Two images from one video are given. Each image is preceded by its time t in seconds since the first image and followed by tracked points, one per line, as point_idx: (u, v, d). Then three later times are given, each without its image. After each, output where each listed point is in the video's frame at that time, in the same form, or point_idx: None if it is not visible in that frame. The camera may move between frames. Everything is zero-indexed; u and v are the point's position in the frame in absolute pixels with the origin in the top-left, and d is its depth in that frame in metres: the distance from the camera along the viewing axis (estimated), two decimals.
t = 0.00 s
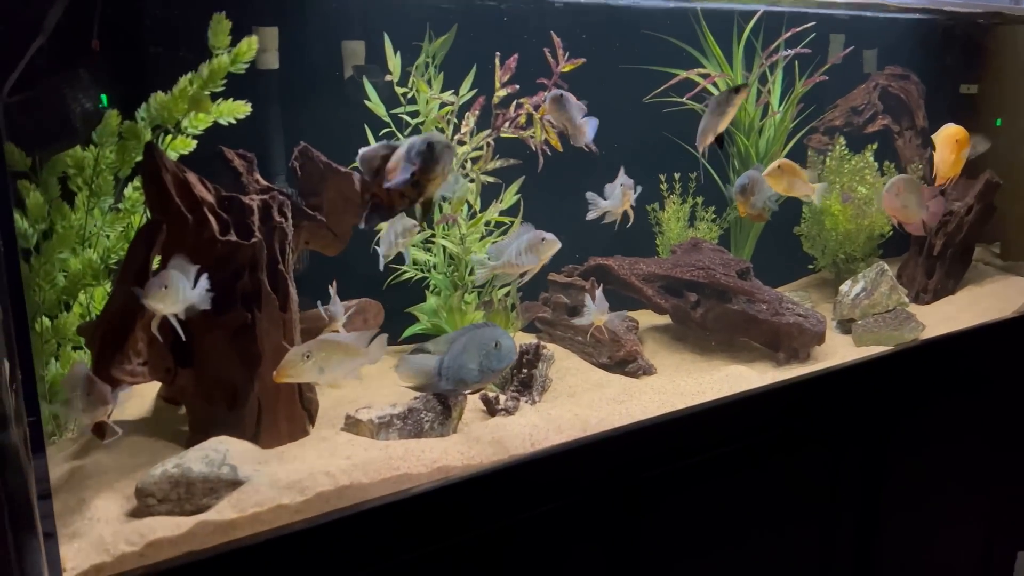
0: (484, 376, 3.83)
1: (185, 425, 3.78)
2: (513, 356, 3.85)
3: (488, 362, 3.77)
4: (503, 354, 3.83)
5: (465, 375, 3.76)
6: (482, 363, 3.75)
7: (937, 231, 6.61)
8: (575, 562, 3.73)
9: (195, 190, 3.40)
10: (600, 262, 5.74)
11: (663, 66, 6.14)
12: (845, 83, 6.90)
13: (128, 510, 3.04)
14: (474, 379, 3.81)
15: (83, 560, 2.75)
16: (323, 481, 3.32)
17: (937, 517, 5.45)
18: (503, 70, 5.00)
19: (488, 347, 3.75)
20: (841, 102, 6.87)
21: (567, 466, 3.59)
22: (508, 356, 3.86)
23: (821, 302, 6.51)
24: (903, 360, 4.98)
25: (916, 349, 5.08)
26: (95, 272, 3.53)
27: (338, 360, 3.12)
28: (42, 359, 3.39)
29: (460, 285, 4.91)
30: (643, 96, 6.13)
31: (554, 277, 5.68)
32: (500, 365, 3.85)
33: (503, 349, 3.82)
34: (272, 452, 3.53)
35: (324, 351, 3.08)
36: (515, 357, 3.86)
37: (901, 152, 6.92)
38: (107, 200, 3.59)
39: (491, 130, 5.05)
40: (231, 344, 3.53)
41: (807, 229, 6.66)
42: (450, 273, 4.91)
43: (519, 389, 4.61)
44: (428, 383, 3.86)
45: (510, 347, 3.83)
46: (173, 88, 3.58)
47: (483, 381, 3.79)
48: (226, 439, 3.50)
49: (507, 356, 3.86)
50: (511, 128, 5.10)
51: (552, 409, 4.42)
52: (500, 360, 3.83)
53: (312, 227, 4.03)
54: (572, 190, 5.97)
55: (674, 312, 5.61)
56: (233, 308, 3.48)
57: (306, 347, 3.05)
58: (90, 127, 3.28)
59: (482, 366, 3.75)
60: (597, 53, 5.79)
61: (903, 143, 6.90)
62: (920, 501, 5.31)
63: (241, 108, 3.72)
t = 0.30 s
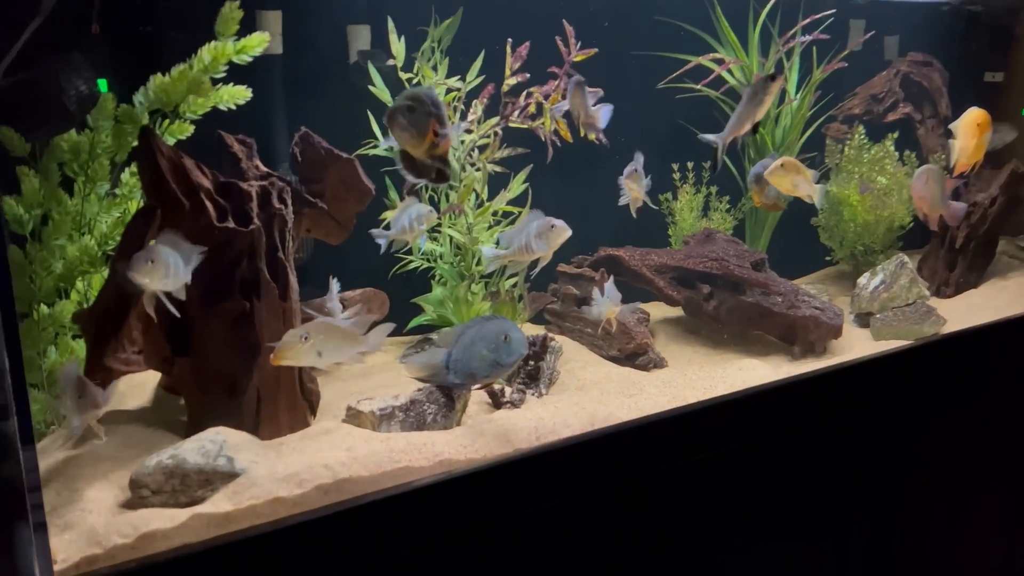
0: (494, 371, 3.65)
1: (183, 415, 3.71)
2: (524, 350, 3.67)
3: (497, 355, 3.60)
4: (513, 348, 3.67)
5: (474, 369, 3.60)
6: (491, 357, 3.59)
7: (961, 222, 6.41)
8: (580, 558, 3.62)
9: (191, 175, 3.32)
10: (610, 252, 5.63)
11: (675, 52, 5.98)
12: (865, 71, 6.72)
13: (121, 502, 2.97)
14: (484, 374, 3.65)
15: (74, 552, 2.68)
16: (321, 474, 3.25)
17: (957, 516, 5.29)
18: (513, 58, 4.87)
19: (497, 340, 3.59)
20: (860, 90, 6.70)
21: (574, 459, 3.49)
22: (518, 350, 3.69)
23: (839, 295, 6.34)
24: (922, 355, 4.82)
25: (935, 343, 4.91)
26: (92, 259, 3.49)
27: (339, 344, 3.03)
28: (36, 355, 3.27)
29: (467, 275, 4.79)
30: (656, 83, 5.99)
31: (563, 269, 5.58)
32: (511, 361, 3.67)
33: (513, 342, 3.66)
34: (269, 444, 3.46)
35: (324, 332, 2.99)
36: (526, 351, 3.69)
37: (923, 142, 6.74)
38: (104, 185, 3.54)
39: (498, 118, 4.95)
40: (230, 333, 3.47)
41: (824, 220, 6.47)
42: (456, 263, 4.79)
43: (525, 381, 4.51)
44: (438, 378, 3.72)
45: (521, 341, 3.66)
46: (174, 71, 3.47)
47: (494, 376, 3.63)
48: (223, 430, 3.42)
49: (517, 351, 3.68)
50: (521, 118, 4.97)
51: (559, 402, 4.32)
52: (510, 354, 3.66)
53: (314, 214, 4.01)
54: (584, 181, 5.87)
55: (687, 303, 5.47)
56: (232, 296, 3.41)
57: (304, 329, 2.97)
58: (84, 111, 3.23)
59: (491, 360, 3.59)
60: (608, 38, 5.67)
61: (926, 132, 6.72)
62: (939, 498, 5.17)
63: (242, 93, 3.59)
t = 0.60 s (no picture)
0: (510, 358, 3.35)
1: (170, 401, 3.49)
2: (542, 335, 3.36)
3: (513, 340, 3.30)
4: (530, 333, 3.35)
5: (489, 355, 3.31)
6: (507, 342, 3.29)
7: (1001, 207, 6.01)
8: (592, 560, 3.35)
9: (176, 143, 3.08)
10: (628, 234, 5.35)
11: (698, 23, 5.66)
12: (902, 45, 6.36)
13: (98, 493, 2.75)
14: (500, 361, 3.34)
15: (43, 547, 2.42)
16: (314, 465, 3.00)
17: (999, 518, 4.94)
18: (528, 27, 4.55)
19: (512, 324, 3.29)
20: (896, 65, 6.33)
21: (588, 452, 3.23)
22: (536, 335, 3.38)
23: (870, 283, 6.00)
24: (959, 344, 4.51)
25: (973, 332, 4.60)
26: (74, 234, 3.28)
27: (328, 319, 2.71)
28: (13, 337, 3.12)
29: (475, 257, 4.52)
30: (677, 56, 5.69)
31: (578, 253, 5.32)
32: (528, 347, 3.36)
33: (530, 326, 3.35)
34: (261, 432, 3.23)
35: (311, 301, 2.67)
36: (544, 336, 3.37)
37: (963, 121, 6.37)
38: (86, 154, 3.30)
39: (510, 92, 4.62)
40: (221, 313, 3.25)
41: (855, 204, 6.18)
42: (464, 245, 4.52)
43: (536, 369, 4.25)
44: (452, 365, 3.45)
45: (538, 325, 3.36)
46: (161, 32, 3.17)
47: (510, 364, 3.32)
48: (210, 417, 3.20)
49: (534, 336, 3.37)
50: (534, 92, 4.64)
51: (572, 392, 4.05)
52: (527, 340, 3.35)
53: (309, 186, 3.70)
54: (598, 161, 5.57)
55: (708, 290, 5.19)
56: (219, 273, 3.19)
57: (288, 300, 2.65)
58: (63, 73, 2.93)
59: (506, 345, 3.29)
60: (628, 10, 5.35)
61: (966, 111, 6.35)
62: (978, 498, 4.84)
63: (236, 57, 3.25)
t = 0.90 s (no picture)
0: (530, 339, 2.97)
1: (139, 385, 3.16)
2: (565, 310, 3.00)
3: (533, 318, 2.93)
4: (552, 309, 2.98)
5: (505, 336, 2.90)
6: (526, 320, 2.91)
7: None
8: None
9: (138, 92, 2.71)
10: (653, 209, 4.87)
11: None
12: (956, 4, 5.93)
13: (43, 489, 2.41)
14: (519, 342, 2.95)
15: None
16: (291, 459, 2.62)
17: None
18: None
19: (531, 299, 2.91)
20: (951, 26, 5.86)
21: (602, 448, 2.60)
22: (559, 310, 3.01)
23: (918, 265, 5.50)
24: None
25: None
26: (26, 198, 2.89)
27: (282, 287, 2.20)
28: None
29: (483, 232, 4.14)
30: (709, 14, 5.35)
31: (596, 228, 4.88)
32: (551, 325, 3.00)
33: (552, 301, 2.97)
34: (235, 422, 2.87)
35: (252, 272, 2.16)
36: (568, 312, 3.01)
37: None
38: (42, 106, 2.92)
39: (526, 49, 4.25)
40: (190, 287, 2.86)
41: (903, 178, 5.67)
42: (470, 218, 4.15)
43: (547, 353, 3.86)
44: (459, 348, 3.02)
45: (561, 298, 2.99)
46: None
47: (530, 344, 2.95)
48: (177, 402, 2.85)
49: (557, 312, 3.00)
50: (549, 49, 4.22)
51: (588, 381, 3.63)
52: (549, 316, 2.98)
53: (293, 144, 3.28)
54: (613, 133, 5.26)
55: (741, 270, 4.74)
56: (189, 240, 2.81)
57: (226, 261, 2.19)
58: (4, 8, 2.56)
59: (526, 323, 2.91)
60: None
61: None
62: None
63: None
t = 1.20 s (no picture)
0: (543, 323, 2.45)
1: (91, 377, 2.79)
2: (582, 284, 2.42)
3: (542, 299, 2.40)
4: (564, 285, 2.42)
5: (513, 324, 2.42)
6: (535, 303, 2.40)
7: None
8: None
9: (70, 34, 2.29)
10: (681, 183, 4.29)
11: None
12: None
13: None
14: (530, 328, 2.45)
15: None
16: (250, 468, 2.22)
17: None
18: None
19: (538, 278, 2.38)
20: None
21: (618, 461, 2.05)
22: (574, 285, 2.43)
23: (979, 251, 4.93)
24: None
25: None
26: None
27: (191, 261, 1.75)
28: None
29: (489, 207, 3.72)
30: None
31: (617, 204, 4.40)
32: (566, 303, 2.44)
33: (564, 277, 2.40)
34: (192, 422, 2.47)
35: (151, 247, 1.71)
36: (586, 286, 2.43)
37: None
38: None
39: None
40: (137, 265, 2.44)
41: (965, 152, 5.07)
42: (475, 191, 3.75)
43: (558, 345, 3.41)
44: (460, 339, 2.56)
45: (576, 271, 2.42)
46: None
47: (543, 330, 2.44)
48: (124, 399, 2.48)
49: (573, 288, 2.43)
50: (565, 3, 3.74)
51: (604, 378, 3.18)
52: (562, 294, 2.43)
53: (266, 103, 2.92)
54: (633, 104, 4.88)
55: (780, 252, 4.26)
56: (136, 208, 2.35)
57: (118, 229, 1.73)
58: None
59: (535, 307, 2.39)
60: None
61: None
62: None
63: None
